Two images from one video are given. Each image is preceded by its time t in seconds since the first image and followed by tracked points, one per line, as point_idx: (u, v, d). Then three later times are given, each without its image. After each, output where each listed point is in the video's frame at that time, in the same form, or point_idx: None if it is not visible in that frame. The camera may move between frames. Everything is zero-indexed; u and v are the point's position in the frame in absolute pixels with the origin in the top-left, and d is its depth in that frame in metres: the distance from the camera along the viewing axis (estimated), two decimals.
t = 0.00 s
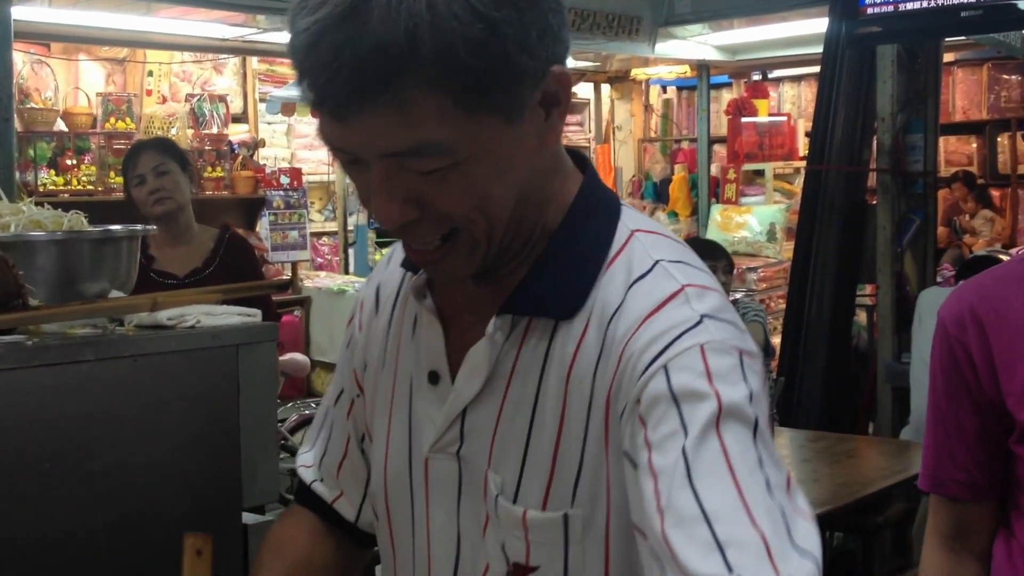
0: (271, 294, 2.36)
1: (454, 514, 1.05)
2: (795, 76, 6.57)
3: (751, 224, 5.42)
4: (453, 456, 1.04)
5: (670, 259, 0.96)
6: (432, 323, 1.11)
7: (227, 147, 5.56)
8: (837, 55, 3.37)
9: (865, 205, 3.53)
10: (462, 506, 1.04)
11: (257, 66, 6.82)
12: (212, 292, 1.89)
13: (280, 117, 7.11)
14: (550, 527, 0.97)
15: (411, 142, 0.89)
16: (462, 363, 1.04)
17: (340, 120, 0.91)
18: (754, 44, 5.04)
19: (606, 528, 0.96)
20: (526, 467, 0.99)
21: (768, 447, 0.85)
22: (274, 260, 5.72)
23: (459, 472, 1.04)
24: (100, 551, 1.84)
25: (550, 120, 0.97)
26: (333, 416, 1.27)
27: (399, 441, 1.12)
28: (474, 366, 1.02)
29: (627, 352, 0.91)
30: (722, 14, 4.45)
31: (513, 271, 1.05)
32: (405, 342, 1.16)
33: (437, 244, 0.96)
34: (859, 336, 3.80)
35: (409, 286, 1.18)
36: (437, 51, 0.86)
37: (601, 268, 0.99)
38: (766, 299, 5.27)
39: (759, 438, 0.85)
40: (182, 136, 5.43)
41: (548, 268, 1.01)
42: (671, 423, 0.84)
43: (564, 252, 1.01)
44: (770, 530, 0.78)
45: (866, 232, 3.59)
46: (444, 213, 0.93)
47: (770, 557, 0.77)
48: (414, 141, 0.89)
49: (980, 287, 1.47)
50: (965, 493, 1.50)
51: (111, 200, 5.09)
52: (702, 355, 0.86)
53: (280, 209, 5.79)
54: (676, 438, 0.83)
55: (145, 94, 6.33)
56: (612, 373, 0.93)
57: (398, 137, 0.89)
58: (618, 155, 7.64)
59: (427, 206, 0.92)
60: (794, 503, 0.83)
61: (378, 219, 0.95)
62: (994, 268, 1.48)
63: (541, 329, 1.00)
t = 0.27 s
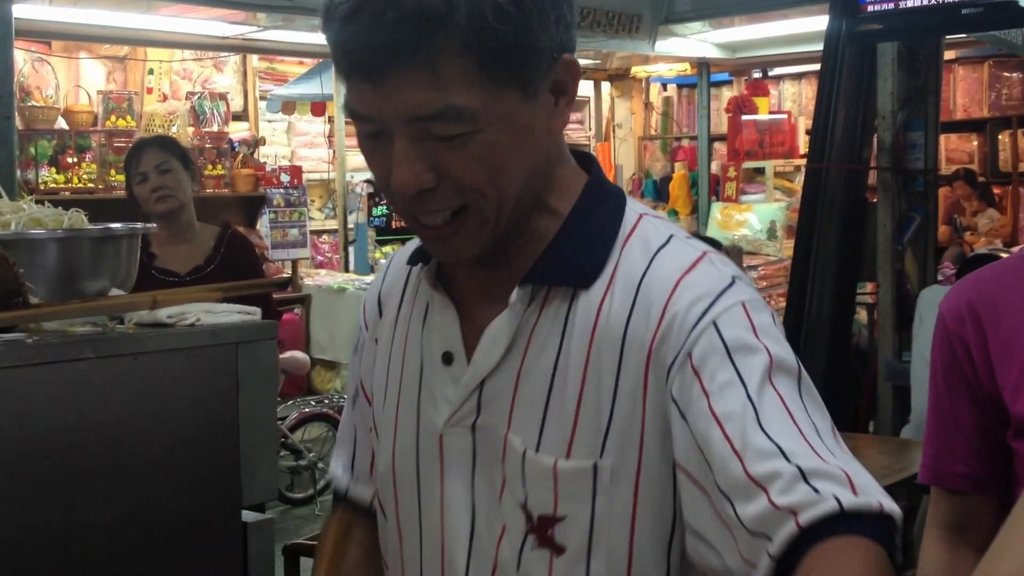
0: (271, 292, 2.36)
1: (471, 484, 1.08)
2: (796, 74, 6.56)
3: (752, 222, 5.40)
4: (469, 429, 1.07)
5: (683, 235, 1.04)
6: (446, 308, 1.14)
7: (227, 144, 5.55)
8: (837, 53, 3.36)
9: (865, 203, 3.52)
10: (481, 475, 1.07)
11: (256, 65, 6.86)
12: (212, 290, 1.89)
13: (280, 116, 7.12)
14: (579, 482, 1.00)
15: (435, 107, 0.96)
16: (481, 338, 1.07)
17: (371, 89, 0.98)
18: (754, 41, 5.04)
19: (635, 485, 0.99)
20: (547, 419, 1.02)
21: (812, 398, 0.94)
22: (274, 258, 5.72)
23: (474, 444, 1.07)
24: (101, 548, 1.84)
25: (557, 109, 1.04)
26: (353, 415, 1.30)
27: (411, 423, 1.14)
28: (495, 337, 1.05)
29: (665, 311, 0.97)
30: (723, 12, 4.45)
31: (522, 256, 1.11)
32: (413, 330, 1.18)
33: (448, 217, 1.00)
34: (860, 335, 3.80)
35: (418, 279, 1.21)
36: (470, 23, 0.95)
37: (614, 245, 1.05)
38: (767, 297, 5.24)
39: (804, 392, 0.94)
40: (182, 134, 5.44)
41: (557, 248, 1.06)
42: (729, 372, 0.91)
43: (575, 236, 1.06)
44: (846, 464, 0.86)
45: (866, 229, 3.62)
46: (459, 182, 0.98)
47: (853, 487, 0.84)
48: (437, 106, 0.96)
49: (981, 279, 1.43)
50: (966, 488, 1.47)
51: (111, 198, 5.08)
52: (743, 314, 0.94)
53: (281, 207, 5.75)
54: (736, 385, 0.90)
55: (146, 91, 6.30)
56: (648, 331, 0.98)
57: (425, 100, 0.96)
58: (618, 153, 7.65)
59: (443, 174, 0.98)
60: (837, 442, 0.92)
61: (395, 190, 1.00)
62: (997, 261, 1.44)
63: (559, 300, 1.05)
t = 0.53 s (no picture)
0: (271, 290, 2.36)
1: (486, 466, 1.04)
2: (796, 73, 6.57)
3: (752, 221, 5.41)
4: (480, 413, 1.04)
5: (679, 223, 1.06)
6: (449, 300, 1.11)
7: (227, 143, 5.57)
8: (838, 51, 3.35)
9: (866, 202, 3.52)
10: (494, 455, 1.04)
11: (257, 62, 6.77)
12: (212, 289, 1.89)
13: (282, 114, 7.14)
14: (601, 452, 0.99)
15: (439, 102, 0.95)
16: (490, 324, 1.05)
17: (373, 88, 0.97)
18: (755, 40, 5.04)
19: (644, 458, 0.99)
20: (562, 395, 1.01)
21: (804, 385, 1.00)
22: (274, 257, 5.73)
23: (487, 429, 1.04)
24: (100, 547, 1.84)
25: (550, 106, 1.04)
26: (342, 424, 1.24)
27: (417, 416, 1.09)
28: (506, 324, 1.03)
29: (676, 295, 0.98)
30: (724, 10, 4.45)
31: (519, 252, 1.10)
32: (410, 321, 1.14)
33: (450, 212, 0.99)
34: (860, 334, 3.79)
35: (409, 280, 1.18)
36: (469, 21, 0.95)
37: (613, 234, 1.05)
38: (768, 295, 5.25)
39: (797, 380, 1.00)
40: (183, 132, 5.48)
41: (558, 241, 1.05)
42: (736, 363, 0.95)
43: (577, 229, 1.05)
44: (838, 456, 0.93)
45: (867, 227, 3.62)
46: (462, 175, 0.97)
47: (847, 479, 0.92)
48: (440, 101, 0.95)
49: (983, 276, 1.43)
50: (964, 483, 1.47)
51: (112, 196, 5.09)
52: (747, 305, 0.98)
53: (280, 206, 5.77)
54: (742, 377, 0.94)
55: (146, 90, 6.31)
56: (658, 313, 0.99)
57: (428, 95, 0.95)
58: (618, 151, 7.64)
59: (446, 167, 0.97)
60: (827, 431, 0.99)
61: (398, 185, 0.99)
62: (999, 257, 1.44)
63: (568, 286, 1.03)
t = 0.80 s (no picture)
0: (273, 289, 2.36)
1: (499, 458, 1.07)
2: (796, 71, 6.56)
3: (752, 220, 5.38)
4: (493, 406, 1.07)
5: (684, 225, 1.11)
6: (458, 295, 1.13)
7: (228, 142, 5.57)
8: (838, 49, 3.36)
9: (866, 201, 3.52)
10: (508, 448, 1.07)
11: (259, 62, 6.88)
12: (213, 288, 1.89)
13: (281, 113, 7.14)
14: (618, 445, 1.03)
15: (458, 94, 1.00)
16: (504, 319, 1.08)
17: (396, 79, 1.01)
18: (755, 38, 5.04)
19: (658, 449, 1.04)
20: (577, 389, 1.04)
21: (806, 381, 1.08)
22: (274, 255, 5.71)
23: (499, 421, 1.07)
24: (102, 546, 1.85)
25: (562, 108, 1.09)
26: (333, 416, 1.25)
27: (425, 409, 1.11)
28: (521, 318, 1.07)
29: (689, 298, 1.04)
30: (724, 9, 4.44)
31: (526, 249, 1.14)
32: (415, 319, 1.16)
33: (462, 204, 1.03)
34: (860, 333, 3.76)
35: (409, 276, 1.20)
36: (493, 18, 1.00)
37: (623, 232, 1.10)
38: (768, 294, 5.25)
39: (802, 383, 1.07)
40: (183, 132, 5.48)
41: (566, 241, 1.09)
42: (745, 369, 1.02)
43: (585, 232, 1.10)
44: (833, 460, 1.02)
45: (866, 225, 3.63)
46: (476, 168, 1.01)
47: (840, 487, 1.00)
48: (459, 94, 0.99)
49: (984, 273, 1.42)
50: (965, 481, 1.47)
51: (112, 195, 5.09)
52: (756, 310, 1.04)
53: (281, 205, 5.76)
54: (750, 383, 1.02)
55: (147, 88, 6.31)
56: (671, 314, 1.04)
57: (447, 87, 0.99)
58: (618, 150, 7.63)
59: (461, 160, 1.01)
60: (833, 424, 1.08)
61: (412, 175, 1.02)
62: (1000, 254, 1.43)
63: (580, 284, 1.07)
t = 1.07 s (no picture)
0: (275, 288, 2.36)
1: (505, 451, 1.09)
2: (796, 70, 6.56)
3: (752, 219, 5.41)
4: (501, 401, 1.09)
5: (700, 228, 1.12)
6: (470, 289, 1.14)
7: (229, 141, 5.58)
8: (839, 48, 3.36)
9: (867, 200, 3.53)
10: (513, 442, 1.09)
11: (261, 62, 7.01)
12: (213, 287, 1.89)
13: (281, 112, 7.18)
14: (623, 446, 1.05)
15: (482, 83, 1.02)
16: (517, 315, 1.09)
17: (424, 65, 1.04)
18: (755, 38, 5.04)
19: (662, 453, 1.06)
20: (585, 386, 1.06)
21: (816, 396, 1.08)
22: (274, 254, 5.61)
23: (506, 416, 1.09)
24: (104, 545, 1.85)
25: (584, 107, 1.11)
26: (337, 407, 1.27)
27: (435, 403, 1.13)
28: (532, 314, 1.09)
29: (699, 306, 1.05)
30: (724, 8, 4.44)
31: (543, 246, 1.15)
32: (430, 313, 1.17)
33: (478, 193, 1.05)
34: (860, 332, 3.74)
35: (427, 268, 1.21)
36: (520, 12, 1.02)
37: (639, 233, 1.11)
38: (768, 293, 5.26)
39: (809, 397, 1.08)
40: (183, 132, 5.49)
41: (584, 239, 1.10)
42: (750, 384, 1.03)
43: (600, 233, 1.11)
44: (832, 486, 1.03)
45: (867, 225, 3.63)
46: (496, 157, 1.03)
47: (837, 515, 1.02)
48: (483, 83, 1.02)
49: (984, 273, 1.43)
50: (963, 482, 1.47)
51: (112, 195, 5.09)
52: (766, 321, 1.05)
53: (281, 204, 5.70)
54: (754, 398, 1.03)
55: (147, 88, 6.30)
56: (680, 320, 1.05)
57: (471, 75, 1.02)
58: (618, 149, 7.63)
59: (481, 149, 1.03)
60: (836, 443, 1.08)
61: (432, 161, 1.05)
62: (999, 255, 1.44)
63: (593, 283, 1.09)
